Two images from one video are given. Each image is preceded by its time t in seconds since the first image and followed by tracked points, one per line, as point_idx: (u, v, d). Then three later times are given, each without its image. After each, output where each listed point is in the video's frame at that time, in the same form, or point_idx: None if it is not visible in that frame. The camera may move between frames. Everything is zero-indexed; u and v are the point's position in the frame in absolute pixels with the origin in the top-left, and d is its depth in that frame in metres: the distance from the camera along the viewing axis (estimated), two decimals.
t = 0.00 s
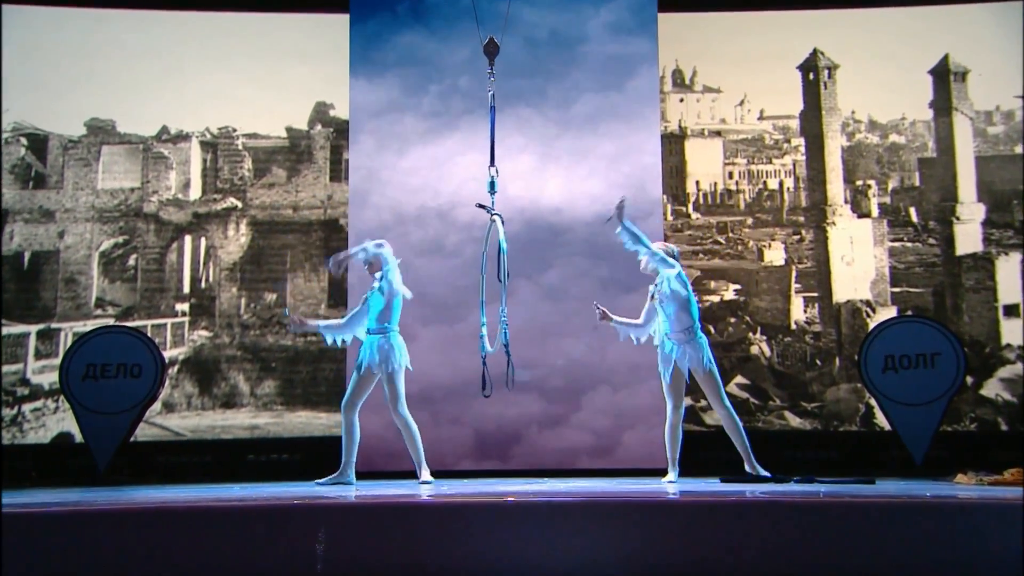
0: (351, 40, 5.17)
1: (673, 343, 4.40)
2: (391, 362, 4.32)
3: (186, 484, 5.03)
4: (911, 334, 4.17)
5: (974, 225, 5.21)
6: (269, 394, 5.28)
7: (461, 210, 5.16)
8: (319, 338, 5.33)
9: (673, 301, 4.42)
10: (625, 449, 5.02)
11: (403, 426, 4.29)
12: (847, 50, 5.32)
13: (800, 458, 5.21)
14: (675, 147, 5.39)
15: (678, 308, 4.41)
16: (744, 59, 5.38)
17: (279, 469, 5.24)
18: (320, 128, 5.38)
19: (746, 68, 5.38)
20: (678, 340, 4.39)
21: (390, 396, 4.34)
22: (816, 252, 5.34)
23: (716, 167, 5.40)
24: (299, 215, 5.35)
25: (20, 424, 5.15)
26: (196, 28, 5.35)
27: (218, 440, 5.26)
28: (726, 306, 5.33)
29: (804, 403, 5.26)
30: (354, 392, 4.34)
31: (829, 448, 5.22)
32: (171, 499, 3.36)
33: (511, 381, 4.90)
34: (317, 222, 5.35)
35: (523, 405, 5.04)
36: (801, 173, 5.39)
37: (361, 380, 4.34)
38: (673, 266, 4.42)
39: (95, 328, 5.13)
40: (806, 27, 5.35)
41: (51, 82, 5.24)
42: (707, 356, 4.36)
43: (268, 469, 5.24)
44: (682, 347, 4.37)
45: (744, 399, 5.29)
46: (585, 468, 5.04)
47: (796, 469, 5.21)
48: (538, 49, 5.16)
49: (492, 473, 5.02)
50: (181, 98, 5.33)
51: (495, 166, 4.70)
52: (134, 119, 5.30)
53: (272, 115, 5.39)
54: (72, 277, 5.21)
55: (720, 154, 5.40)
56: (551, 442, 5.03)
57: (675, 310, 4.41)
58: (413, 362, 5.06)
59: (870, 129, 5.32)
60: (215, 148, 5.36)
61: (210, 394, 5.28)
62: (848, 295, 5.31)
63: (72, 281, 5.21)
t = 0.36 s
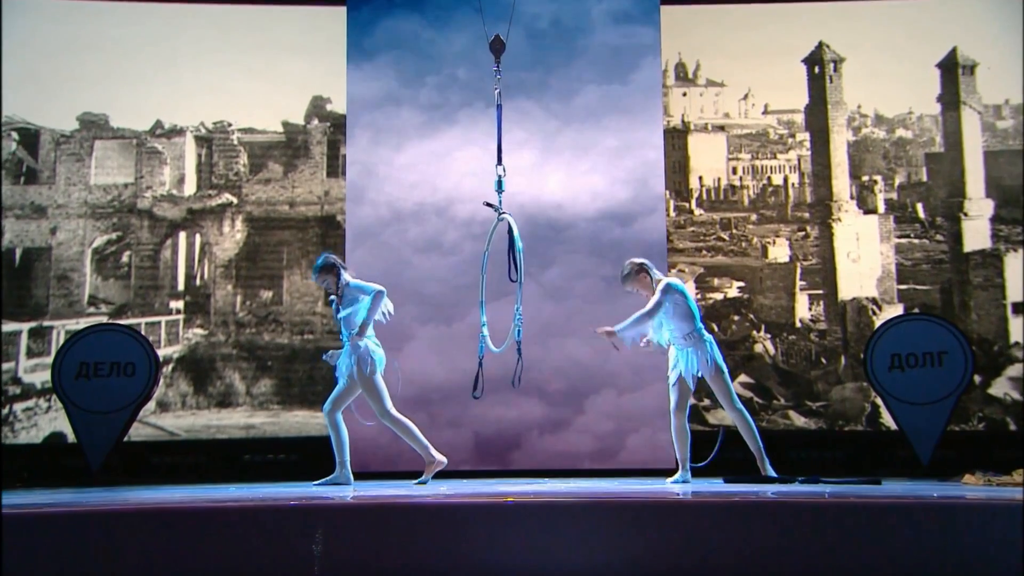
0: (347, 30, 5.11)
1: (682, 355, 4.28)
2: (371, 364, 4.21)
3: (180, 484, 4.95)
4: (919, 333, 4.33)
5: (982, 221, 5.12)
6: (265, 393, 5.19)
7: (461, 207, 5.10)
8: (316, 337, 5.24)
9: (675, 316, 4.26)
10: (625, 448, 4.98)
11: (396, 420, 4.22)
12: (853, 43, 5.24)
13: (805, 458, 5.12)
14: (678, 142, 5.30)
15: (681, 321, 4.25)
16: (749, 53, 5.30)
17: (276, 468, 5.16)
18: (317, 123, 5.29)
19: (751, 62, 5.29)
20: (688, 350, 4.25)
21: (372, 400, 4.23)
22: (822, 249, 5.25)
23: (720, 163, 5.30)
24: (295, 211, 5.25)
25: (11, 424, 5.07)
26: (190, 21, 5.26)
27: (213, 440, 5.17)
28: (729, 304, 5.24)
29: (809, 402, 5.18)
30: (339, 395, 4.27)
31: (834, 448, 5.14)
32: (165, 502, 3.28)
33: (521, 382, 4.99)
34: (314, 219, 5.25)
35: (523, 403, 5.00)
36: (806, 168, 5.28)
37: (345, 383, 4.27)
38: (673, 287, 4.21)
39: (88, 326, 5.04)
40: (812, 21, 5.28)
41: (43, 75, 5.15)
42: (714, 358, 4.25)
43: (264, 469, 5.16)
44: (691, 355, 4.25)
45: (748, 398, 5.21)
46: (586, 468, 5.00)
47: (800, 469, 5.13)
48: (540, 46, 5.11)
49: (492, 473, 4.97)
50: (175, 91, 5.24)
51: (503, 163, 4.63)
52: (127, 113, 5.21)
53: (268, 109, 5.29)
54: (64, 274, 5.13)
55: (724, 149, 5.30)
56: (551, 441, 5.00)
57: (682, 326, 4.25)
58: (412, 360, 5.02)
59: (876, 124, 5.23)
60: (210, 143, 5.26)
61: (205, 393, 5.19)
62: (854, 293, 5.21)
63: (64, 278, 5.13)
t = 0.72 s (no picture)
0: (346, 27, 5.19)
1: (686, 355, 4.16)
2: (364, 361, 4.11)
3: (175, 484, 4.88)
4: (926, 329, 4.25)
5: (990, 216, 5.03)
6: (261, 392, 5.11)
7: (462, 202, 5.11)
8: (313, 334, 5.15)
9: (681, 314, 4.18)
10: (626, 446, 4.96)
11: (394, 417, 4.12)
12: (859, 35, 5.15)
13: (810, 457, 5.04)
14: (680, 136, 5.18)
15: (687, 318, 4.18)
16: (753, 45, 5.21)
17: (272, 468, 5.07)
18: (313, 117, 5.19)
19: (755, 54, 5.20)
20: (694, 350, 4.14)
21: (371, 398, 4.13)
22: (827, 244, 5.16)
23: (723, 158, 5.21)
24: (291, 206, 5.16)
25: (3, 423, 4.99)
26: (185, 13, 5.18)
27: (208, 439, 5.09)
28: (732, 301, 5.15)
29: (814, 400, 5.09)
30: (336, 392, 4.16)
31: (839, 447, 5.06)
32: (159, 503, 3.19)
33: (545, 382, 4.75)
34: (310, 214, 5.15)
35: (523, 401, 4.99)
36: (811, 163, 5.19)
37: (342, 380, 4.17)
38: (677, 286, 4.16)
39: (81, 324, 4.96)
40: (817, 13, 5.19)
41: (36, 69, 5.08)
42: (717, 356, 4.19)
43: (260, 469, 5.06)
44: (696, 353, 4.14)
45: (752, 397, 5.12)
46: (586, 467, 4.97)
47: (805, 468, 5.05)
48: (541, 42, 5.15)
49: (492, 472, 4.94)
50: (169, 85, 5.15)
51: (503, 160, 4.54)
52: (121, 107, 5.13)
53: (263, 103, 5.20)
54: (56, 271, 5.05)
55: (727, 143, 5.21)
56: (552, 440, 4.97)
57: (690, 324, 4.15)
58: (411, 358, 5.01)
59: (883, 117, 5.14)
60: (204, 137, 5.17)
61: (200, 391, 5.10)
62: (859, 289, 5.13)
63: (57, 275, 5.05)
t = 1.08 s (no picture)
0: (343, 20, 5.11)
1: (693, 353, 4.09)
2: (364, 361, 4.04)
3: (170, 484, 4.80)
4: (932, 327, 4.17)
5: (998, 213, 4.96)
6: (258, 391, 5.03)
7: (461, 198, 5.04)
8: (311, 332, 5.07)
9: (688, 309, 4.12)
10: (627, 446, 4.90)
11: (392, 416, 4.05)
12: (864, 28, 5.07)
13: (814, 457, 4.96)
14: (683, 132, 5.10)
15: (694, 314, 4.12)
16: (757, 39, 5.13)
17: (268, 468, 4.99)
18: (310, 111, 5.11)
19: (759, 48, 5.12)
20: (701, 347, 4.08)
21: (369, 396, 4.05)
22: (832, 241, 5.08)
23: (726, 153, 5.13)
24: (288, 202, 5.08)
25: None
26: (179, 6, 5.11)
27: (203, 438, 5.01)
28: (736, 298, 5.07)
29: (818, 399, 5.02)
30: (334, 391, 4.09)
31: (844, 446, 4.98)
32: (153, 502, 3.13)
33: (551, 382, 4.30)
34: (307, 211, 5.07)
35: (522, 401, 4.92)
36: (815, 158, 5.12)
37: (339, 379, 4.10)
38: (686, 283, 4.11)
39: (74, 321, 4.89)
40: (822, 6, 5.11)
41: (29, 63, 5.01)
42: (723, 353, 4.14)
43: (256, 469, 4.99)
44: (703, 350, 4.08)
45: (755, 396, 5.04)
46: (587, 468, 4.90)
47: (809, 468, 4.98)
48: (542, 35, 5.07)
49: (491, 473, 4.87)
50: (164, 80, 5.07)
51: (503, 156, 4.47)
52: (114, 102, 5.05)
53: (259, 97, 5.12)
54: (49, 268, 4.98)
55: (731, 139, 5.14)
56: (552, 440, 4.91)
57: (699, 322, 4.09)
58: (409, 357, 4.94)
59: (888, 112, 5.07)
60: (199, 132, 5.09)
61: (196, 390, 5.03)
62: (864, 287, 5.05)
63: (49, 272, 4.98)
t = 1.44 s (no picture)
0: (340, 13, 5.02)
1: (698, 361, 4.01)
2: (361, 359, 3.96)
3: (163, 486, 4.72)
4: (940, 326, 4.07)
5: (1006, 209, 4.87)
6: (253, 390, 4.95)
7: (459, 194, 4.96)
8: (307, 331, 4.98)
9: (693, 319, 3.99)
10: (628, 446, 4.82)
11: (386, 416, 3.95)
12: (870, 21, 4.98)
13: (818, 458, 4.88)
14: (686, 126, 5.01)
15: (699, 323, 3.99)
16: (762, 32, 5.04)
17: (264, 469, 4.91)
18: (306, 106, 5.02)
19: (763, 42, 5.03)
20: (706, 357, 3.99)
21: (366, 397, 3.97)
22: (837, 238, 5.00)
23: (729, 149, 5.04)
24: (284, 198, 4.99)
25: None
26: None
27: (198, 438, 4.93)
28: (739, 296, 4.98)
29: (823, 399, 4.93)
30: (327, 392, 4.00)
31: (849, 446, 4.90)
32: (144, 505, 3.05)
33: (549, 385, 4.15)
34: (303, 207, 4.98)
35: (522, 401, 4.84)
36: (820, 154, 5.03)
37: (334, 380, 4.00)
38: (691, 295, 3.97)
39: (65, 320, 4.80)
40: None
41: (20, 57, 4.92)
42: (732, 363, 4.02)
43: (251, 470, 4.90)
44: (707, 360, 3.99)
45: (759, 395, 4.95)
46: (587, 469, 4.82)
47: (813, 469, 4.89)
48: (542, 29, 4.99)
49: (490, 474, 4.79)
50: (157, 74, 4.98)
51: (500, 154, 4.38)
52: (106, 96, 4.96)
53: (254, 91, 5.03)
54: (40, 265, 4.90)
55: (734, 134, 5.05)
56: (552, 440, 4.83)
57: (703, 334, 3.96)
58: (407, 357, 4.86)
59: (895, 107, 4.98)
60: (193, 127, 5.00)
61: (190, 389, 4.94)
62: (870, 285, 4.96)
63: (41, 269, 4.90)
